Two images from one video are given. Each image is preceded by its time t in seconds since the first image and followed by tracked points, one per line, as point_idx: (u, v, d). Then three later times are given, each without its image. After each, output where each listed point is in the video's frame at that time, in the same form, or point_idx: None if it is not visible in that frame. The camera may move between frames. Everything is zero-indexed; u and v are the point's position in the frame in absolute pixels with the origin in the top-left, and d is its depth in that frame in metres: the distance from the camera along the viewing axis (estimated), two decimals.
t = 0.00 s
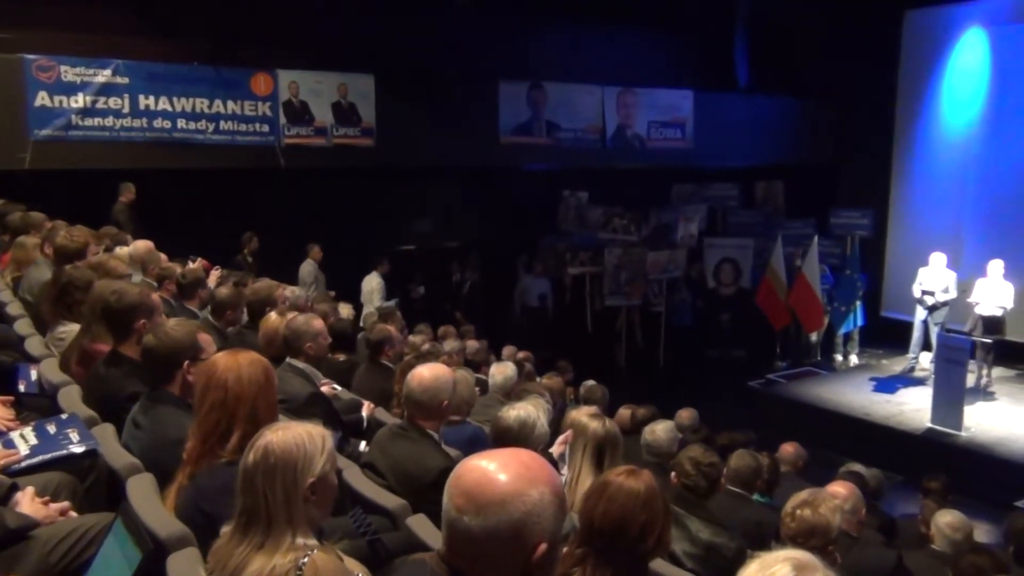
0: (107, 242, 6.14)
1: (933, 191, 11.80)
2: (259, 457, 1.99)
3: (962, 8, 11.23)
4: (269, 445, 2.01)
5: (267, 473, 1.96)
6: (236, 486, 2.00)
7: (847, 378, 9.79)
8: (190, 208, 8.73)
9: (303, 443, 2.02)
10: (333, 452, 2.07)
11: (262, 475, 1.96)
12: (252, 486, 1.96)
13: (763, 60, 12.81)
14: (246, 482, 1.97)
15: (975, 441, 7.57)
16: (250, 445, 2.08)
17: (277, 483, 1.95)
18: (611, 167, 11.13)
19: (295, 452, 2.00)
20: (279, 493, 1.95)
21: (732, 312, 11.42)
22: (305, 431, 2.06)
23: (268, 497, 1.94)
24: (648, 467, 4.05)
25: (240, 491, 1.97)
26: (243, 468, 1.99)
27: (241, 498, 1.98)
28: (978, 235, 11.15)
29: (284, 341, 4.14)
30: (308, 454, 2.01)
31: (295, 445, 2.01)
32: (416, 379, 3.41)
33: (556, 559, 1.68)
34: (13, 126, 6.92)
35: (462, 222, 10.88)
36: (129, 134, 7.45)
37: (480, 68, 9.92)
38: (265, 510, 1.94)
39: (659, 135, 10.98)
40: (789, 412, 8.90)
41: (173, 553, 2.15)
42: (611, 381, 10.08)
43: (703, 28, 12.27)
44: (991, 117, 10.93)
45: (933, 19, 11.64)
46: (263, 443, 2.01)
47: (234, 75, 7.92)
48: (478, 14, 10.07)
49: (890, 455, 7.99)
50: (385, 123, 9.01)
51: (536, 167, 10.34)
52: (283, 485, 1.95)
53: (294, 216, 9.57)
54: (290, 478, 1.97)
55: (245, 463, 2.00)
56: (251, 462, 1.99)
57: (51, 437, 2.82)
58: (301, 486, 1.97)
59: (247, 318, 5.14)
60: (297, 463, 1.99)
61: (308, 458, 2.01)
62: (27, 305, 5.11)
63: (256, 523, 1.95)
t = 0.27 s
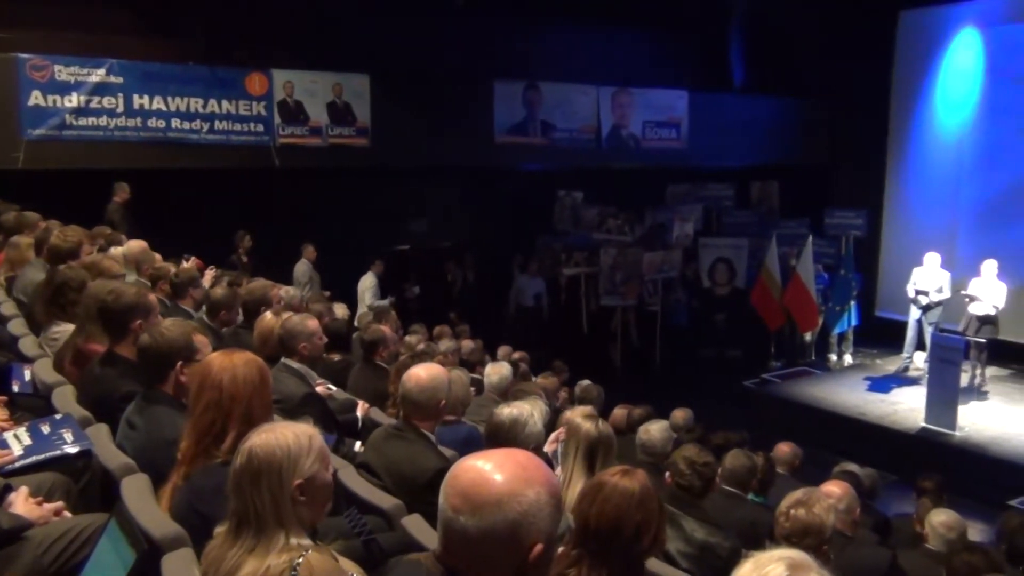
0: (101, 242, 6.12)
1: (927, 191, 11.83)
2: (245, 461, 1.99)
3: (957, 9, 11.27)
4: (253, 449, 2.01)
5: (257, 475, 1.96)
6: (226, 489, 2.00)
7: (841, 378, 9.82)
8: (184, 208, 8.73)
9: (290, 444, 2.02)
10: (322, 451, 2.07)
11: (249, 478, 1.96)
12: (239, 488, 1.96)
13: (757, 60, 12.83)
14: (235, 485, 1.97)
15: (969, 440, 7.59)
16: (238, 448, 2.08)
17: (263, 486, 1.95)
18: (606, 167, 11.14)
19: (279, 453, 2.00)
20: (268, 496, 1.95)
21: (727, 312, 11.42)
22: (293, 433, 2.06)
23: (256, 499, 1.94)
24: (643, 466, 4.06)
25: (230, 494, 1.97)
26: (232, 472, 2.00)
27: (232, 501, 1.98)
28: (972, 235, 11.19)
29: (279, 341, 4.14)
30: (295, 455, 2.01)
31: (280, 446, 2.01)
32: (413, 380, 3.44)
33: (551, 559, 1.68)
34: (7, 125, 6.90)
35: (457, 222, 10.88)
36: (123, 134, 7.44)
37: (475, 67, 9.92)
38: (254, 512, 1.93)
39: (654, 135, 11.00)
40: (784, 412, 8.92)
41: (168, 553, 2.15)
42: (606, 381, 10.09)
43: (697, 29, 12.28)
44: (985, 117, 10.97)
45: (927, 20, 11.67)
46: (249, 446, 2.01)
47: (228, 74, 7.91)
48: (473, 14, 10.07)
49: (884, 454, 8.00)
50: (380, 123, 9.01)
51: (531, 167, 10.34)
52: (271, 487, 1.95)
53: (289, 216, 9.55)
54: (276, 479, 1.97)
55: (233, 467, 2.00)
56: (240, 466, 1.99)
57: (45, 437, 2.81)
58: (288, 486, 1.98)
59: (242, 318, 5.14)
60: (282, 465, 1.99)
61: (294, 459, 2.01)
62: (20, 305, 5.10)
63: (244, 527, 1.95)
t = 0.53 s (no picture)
0: (97, 242, 6.11)
1: (923, 191, 11.84)
2: (240, 462, 1.99)
3: (953, 8, 11.28)
4: (248, 450, 2.01)
5: (252, 476, 1.96)
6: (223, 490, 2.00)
7: (838, 377, 9.83)
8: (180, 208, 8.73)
9: (285, 443, 2.02)
10: (318, 450, 2.07)
11: (245, 479, 1.96)
12: (232, 489, 1.97)
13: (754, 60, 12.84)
14: (231, 487, 1.97)
15: (966, 439, 7.60)
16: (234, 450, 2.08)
17: (258, 487, 1.95)
18: (603, 167, 11.14)
19: (275, 454, 2.00)
20: (264, 498, 1.94)
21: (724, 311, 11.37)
22: (289, 432, 2.06)
23: (251, 500, 1.94)
24: (640, 466, 4.06)
25: (226, 496, 1.97)
26: (228, 473, 2.00)
27: (228, 503, 1.98)
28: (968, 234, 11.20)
29: (277, 341, 4.14)
30: (292, 455, 2.01)
31: (274, 447, 2.01)
32: (413, 379, 3.46)
33: (549, 559, 1.68)
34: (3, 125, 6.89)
35: (454, 222, 10.87)
36: (120, 133, 7.43)
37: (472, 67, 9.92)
38: (250, 513, 1.94)
39: (651, 135, 11.00)
40: (781, 411, 8.93)
41: (166, 553, 2.15)
42: (603, 380, 10.09)
43: (694, 29, 12.29)
44: (981, 117, 10.98)
45: (923, 20, 11.69)
46: (244, 447, 2.01)
47: (225, 74, 7.90)
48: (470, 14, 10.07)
49: (882, 454, 8.01)
50: (377, 123, 9.00)
51: (528, 166, 10.35)
52: (267, 489, 1.95)
53: (286, 216, 9.55)
54: (271, 479, 1.96)
55: (228, 468, 2.00)
56: (235, 468, 1.99)
57: (41, 438, 2.81)
58: (284, 487, 1.97)
59: (239, 317, 5.13)
60: (277, 465, 1.98)
61: (290, 459, 2.01)
62: (17, 305, 5.09)
63: (239, 529, 1.94)
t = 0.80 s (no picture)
0: (93, 241, 6.11)
1: (920, 190, 11.86)
2: (236, 462, 1.99)
3: (949, 8, 11.30)
4: (243, 451, 2.01)
5: (248, 477, 1.96)
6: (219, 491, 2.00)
7: (835, 376, 9.84)
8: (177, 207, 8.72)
9: (280, 444, 2.02)
10: (315, 450, 2.07)
11: (241, 480, 1.96)
12: (228, 490, 1.97)
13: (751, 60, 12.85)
14: (227, 488, 1.97)
15: (962, 438, 7.62)
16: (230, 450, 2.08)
17: (254, 488, 1.95)
18: (600, 166, 11.15)
19: (272, 454, 1.99)
20: (259, 500, 1.95)
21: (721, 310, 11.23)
22: (285, 432, 2.05)
23: (248, 502, 1.94)
24: (637, 466, 4.07)
25: (222, 496, 1.97)
26: (224, 474, 1.99)
27: (224, 503, 1.98)
28: (965, 234, 11.22)
29: (274, 340, 4.14)
30: (288, 455, 2.01)
31: (269, 448, 2.00)
32: (410, 378, 3.46)
33: (545, 559, 1.69)
34: None
35: (451, 222, 10.87)
36: (116, 133, 7.42)
37: (469, 67, 9.92)
38: (246, 514, 1.94)
39: (648, 134, 11.01)
40: (777, 411, 8.94)
41: (162, 554, 2.15)
42: (600, 380, 10.09)
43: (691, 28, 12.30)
44: (978, 116, 11.00)
45: (920, 20, 11.71)
46: (240, 448, 2.00)
47: (221, 73, 7.89)
48: (467, 14, 10.07)
49: (878, 453, 8.02)
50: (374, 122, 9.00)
51: (524, 166, 10.35)
52: (263, 490, 1.95)
53: (283, 215, 9.54)
54: (267, 480, 1.96)
55: (224, 468, 2.00)
56: (230, 469, 1.98)
57: (37, 437, 2.80)
58: (280, 487, 1.97)
59: (235, 317, 5.13)
60: (273, 465, 1.98)
61: (286, 459, 2.00)
62: (13, 305, 5.08)
63: (235, 530, 1.95)
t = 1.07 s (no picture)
0: (89, 240, 6.10)
1: (916, 189, 11.87)
2: (232, 461, 1.99)
3: (945, 7, 11.31)
4: (239, 450, 2.01)
5: (243, 476, 1.96)
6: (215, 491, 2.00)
7: (831, 375, 9.86)
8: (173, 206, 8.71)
9: (277, 444, 2.02)
10: (310, 450, 2.07)
11: (237, 479, 1.96)
12: (224, 489, 1.96)
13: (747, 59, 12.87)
14: (224, 487, 1.96)
15: (958, 436, 7.63)
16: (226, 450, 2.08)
17: (250, 487, 1.95)
18: (597, 165, 11.15)
19: (268, 454, 2.00)
20: (256, 499, 1.94)
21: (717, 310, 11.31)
22: (281, 431, 2.06)
23: (244, 501, 1.94)
24: (633, 464, 4.07)
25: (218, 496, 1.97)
26: (220, 473, 1.99)
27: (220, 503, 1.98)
28: (960, 232, 11.24)
29: (270, 339, 4.12)
30: (283, 455, 2.01)
31: (266, 447, 2.00)
32: (409, 376, 3.46)
33: (541, 558, 1.69)
34: None
35: (448, 220, 10.87)
36: (112, 132, 7.40)
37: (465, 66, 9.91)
38: (242, 514, 1.93)
39: (644, 133, 11.01)
40: (774, 409, 8.95)
41: (159, 553, 2.17)
42: (597, 379, 10.10)
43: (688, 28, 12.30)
44: (973, 115, 11.02)
45: (915, 19, 11.71)
46: (237, 447, 2.00)
47: (218, 72, 7.88)
48: (463, 12, 10.05)
49: (874, 451, 8.04)
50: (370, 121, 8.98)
51: (521, 165, 10.35)
52: (258, 489, 1.95)
53: (279, 214, 9.52)
54: (264, 480, 1.96)
55: (221, 468, 2.00)
56: (227, 468, 1.98)
57: (34, 437, 2.79)
58: (276, 487, 1.97)
59: (232, 316, 5.12)
60: (270, 465, 1.99)
61: (282, 459, 2.01)
62: (9, 304, 5.08)
63: (230, 530, 1.94)
